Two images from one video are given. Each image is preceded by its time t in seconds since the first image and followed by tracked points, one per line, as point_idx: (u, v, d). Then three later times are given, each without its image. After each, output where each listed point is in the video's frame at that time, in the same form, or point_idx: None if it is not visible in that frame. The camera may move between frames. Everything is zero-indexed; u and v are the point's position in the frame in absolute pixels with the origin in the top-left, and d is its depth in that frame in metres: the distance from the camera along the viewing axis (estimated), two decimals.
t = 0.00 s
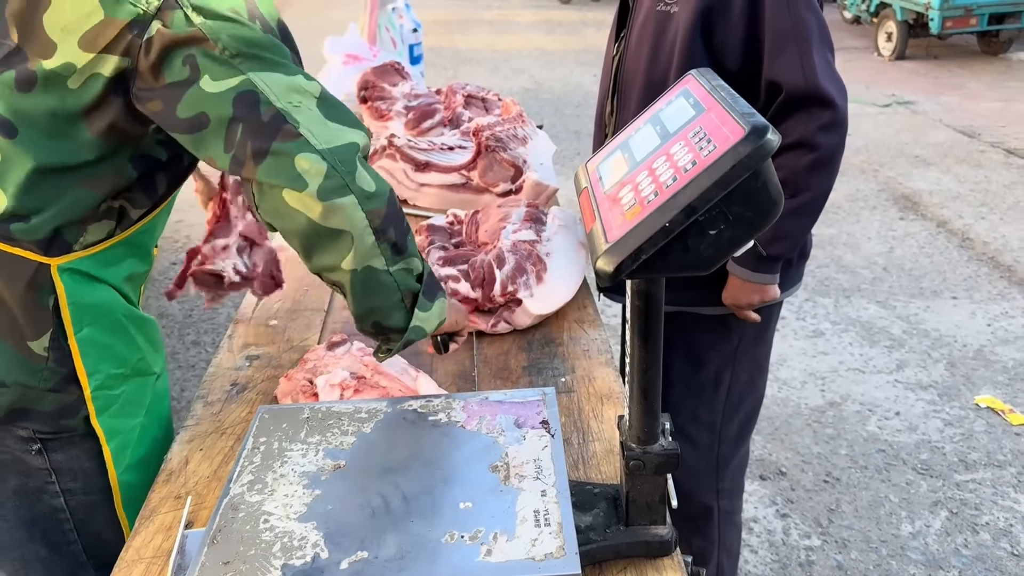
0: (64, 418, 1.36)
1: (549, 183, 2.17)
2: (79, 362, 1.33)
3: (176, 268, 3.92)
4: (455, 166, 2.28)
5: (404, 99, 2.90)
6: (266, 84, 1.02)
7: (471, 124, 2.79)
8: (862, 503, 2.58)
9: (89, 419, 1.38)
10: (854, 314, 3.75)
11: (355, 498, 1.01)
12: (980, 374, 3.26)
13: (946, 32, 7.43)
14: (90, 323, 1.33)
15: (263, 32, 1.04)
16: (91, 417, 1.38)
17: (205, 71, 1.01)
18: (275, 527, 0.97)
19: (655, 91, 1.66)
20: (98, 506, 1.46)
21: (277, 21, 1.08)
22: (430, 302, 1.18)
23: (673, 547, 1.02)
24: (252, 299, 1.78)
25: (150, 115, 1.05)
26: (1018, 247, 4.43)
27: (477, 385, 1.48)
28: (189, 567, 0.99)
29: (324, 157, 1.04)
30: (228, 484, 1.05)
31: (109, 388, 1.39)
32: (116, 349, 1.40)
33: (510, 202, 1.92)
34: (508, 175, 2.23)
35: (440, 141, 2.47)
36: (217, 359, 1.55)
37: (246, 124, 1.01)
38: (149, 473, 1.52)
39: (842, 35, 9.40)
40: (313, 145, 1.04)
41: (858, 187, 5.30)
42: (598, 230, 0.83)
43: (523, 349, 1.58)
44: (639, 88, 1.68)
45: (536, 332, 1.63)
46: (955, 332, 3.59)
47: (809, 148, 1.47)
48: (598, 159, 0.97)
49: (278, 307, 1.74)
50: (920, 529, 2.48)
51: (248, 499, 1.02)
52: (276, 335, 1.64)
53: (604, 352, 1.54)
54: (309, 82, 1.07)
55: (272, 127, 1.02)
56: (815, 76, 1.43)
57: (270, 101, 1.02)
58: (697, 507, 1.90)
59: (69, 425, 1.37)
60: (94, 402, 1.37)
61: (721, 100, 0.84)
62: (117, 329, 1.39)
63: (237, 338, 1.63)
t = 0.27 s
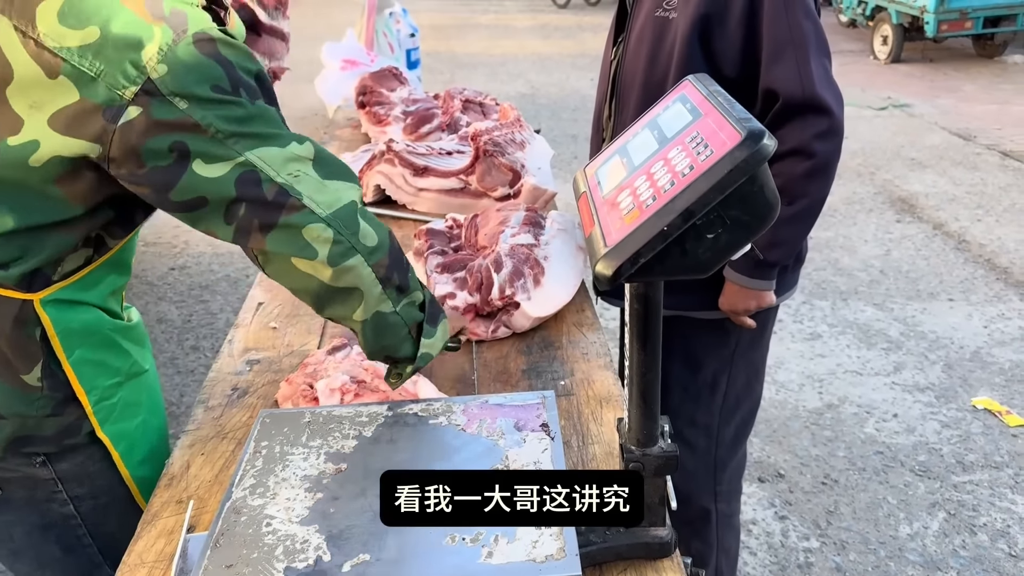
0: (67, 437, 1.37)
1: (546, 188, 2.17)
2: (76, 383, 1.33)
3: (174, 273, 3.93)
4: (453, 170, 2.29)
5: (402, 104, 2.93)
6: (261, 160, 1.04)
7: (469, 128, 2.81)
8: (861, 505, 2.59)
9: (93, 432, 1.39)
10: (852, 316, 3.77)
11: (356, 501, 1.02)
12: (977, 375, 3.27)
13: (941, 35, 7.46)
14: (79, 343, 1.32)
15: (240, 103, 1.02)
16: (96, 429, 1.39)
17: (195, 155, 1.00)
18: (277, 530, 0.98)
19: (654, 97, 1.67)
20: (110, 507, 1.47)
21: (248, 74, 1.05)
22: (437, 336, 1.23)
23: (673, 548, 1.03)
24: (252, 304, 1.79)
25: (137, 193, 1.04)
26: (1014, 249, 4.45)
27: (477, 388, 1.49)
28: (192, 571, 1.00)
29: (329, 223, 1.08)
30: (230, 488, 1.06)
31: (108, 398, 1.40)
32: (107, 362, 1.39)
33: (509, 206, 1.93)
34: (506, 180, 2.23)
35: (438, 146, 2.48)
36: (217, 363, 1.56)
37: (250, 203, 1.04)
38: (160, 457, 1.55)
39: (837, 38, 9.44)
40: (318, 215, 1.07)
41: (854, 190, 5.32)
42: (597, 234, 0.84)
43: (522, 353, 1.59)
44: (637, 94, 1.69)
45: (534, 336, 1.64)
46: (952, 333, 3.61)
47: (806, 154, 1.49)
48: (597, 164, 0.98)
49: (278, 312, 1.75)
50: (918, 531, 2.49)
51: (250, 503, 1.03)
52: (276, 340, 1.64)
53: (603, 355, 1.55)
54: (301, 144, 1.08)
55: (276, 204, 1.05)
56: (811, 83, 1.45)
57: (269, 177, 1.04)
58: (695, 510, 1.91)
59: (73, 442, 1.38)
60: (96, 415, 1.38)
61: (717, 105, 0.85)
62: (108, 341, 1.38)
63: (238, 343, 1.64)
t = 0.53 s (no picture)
0: (14, 426, 1.24)
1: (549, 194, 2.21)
2: (20, 370, 1.22)
3: (177, 278, 3.95)
4: (456, 176, 2.32)
5: (404, 110, 2.96)
6: (95, 172, 0.98)
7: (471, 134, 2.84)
8: (859, 505, 2.62)
9: (43, 424, 1.26)
10: (849, 318, 3.80)
11: (370, 501, 1.05)
12: (973, 376, 3.31)
13: (937, 38, 7.51)
14: (22, 329, 1.22)
15: (85, 111, 0.95)
16: (45, 423, 1.26)
17: (32, 157, 0.99)
18: (294, 530, 1.01)
19: (654, 106, 1.71)
20: (59, 513, 1.32)
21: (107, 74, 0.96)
22: (309, 265, 1.28)
23: (677, 546, 1.07)
24: (260, 309, 1.82)
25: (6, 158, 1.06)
26: (1009, 251, 4.49)
27: (483, 392, 1.52)
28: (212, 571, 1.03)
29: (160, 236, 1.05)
30: (248, 490, 1.09)
31: (59, 388, 1.28)
32: (61, 351, 1.29)
33: (513, 211, 1.97)
34: (508, 185, 2.27)
35: (441, 152, 2.51)
36: (228, 368, 1.59)
37: (80, 211, 1.01)
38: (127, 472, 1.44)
39: (833, 41, 9.49)
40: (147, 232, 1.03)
41: (851, 192, 5.36)
42: (604, 242, 0.88)
43: (527, 357, 1.62)
44: (637, 103, 1.73)
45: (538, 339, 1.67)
46: (948, 334, 3.64)
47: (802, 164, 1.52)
48: (602, 173, 1.02)
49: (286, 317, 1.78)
50: (915, 530, 2.52)
51: (267, 504, 1.06)
52: (285, 344, 1.68)
53: (607, 358, 1.59)
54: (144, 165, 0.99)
55: (108, 215, 1.02)
56: (808, 95, 1.48)
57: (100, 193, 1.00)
58: (696, 511, 1.95)
59: (18, 433, 1.24)
60: (42, 408, 1.25)
61: (719, 119, 0.88)
62: (59, 328, 1.28)
63: (247, 348, 1.67)
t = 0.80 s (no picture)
0: None
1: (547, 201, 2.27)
2: None
3: (181, 282, 4.01)
4: (457, 184, 2.38)
5: (404, 118, 3.02)
6: None
7: (470, 141, 2.90)
8: (850, 503, 2.69)
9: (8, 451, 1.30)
10: (842, 319, 3.87)
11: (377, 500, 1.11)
12: (963, 376, 3.38)
13: (931, 40, 7.58)
14: None
15: None
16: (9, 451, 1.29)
17: None
18: (307, 527, 1.07)
19: (647, 117, 1.77)
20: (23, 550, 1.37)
21: None
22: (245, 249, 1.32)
23: (669, 542, 1.13)
24: (267, 315, 1.88)
25: None
26: (1001, 252, 4.56)
27: (484, 395, 1.58)
28: (229, 567, 1.09)
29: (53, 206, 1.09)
30: (262, 489, 1.15)
31: (25, 417, 1.31)
32: (28, 377, 1.31)
33: (512, 220, 2.03)
34: (507, 193, 2.34)
35: (441, 159, 2.57)
36: (238, 373, 1.65)
37: None
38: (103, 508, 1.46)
39: (829, 42, 9.56)
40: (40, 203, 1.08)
41: (845, 194, 5.43)
42: (598, 258, 0.94)
43: (526, 361, 1.68)
44: (631, 116, 1.79)
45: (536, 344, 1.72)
46: (939, 335, 3.71)
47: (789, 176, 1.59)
48: (595, 190, 1.08)
49: (292, 324, 1.84)
50: (905, 527, 2.59)
51: (281, 503, 1.12)
52: (292, 350, 1.73)
53: (603, 362, 1.65)
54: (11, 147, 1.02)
55: None
56: (795, 109, 1.55)
57: None
58: (690, 510, 2.01)
59: None
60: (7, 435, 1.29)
61: (705, 141, 0.94)
62: (28, 356, 1.30)
63: (255, 353, 1.73)
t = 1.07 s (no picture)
0: None
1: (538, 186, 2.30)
2: None
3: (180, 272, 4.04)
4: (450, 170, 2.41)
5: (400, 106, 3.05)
6: None
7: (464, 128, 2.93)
8: (839, 484, 2.73)
9: None
10: (834, 307, 3.91)
11: (367, 465, 1.15)
12: (953, 362, 3.42)
13: (927, 32, 7.61)
14: None
15: None
16: None
17: None
18: (299, 491, 1.11)
19: (635, 101, 1.80)
20: None
21: None
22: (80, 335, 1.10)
23: (649, 506, 1.17)
24: (263, 297, 1.92)
25: None
26: (993, 241, 4.60)
27: (474, 372, 1.62)
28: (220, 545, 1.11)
29: None
30: (256, 457, 1.18)
31: None
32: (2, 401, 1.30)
33: (504, 205, 2.06)
34: (500, 178, 2.37)
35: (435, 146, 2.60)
36: (234, 352, 1.69)
37: None
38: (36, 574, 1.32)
39: (825, 35, 9.59)
40: None
41: (839, 185, 5.47)
42: (579, 228, 0.97)
43: (515, 340, 1.71)
44: (620, 100, 1.82)
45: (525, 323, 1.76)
46: (930, 322, 3.75)
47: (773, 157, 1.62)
48: (578, 166, 1.11)
49: (287, 305, 1.87)
50: (893, 508, 2.63)
51: (274, 469, 1.15)
52: (286, 330, 1.77)
53: (592, 340, 1.69)
54: None
55: None
56: (780, 92, 1.58)
57: None
58: (678, 488, 2.04)
59: None
60: None
61: (681, 115, 0.97)
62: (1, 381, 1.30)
63: (251, 333, 1.76)
